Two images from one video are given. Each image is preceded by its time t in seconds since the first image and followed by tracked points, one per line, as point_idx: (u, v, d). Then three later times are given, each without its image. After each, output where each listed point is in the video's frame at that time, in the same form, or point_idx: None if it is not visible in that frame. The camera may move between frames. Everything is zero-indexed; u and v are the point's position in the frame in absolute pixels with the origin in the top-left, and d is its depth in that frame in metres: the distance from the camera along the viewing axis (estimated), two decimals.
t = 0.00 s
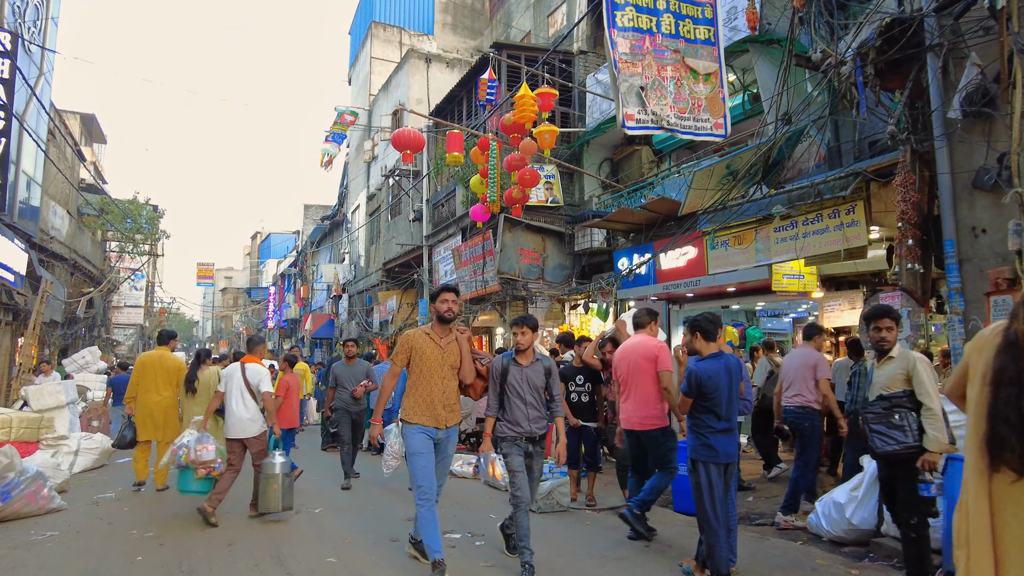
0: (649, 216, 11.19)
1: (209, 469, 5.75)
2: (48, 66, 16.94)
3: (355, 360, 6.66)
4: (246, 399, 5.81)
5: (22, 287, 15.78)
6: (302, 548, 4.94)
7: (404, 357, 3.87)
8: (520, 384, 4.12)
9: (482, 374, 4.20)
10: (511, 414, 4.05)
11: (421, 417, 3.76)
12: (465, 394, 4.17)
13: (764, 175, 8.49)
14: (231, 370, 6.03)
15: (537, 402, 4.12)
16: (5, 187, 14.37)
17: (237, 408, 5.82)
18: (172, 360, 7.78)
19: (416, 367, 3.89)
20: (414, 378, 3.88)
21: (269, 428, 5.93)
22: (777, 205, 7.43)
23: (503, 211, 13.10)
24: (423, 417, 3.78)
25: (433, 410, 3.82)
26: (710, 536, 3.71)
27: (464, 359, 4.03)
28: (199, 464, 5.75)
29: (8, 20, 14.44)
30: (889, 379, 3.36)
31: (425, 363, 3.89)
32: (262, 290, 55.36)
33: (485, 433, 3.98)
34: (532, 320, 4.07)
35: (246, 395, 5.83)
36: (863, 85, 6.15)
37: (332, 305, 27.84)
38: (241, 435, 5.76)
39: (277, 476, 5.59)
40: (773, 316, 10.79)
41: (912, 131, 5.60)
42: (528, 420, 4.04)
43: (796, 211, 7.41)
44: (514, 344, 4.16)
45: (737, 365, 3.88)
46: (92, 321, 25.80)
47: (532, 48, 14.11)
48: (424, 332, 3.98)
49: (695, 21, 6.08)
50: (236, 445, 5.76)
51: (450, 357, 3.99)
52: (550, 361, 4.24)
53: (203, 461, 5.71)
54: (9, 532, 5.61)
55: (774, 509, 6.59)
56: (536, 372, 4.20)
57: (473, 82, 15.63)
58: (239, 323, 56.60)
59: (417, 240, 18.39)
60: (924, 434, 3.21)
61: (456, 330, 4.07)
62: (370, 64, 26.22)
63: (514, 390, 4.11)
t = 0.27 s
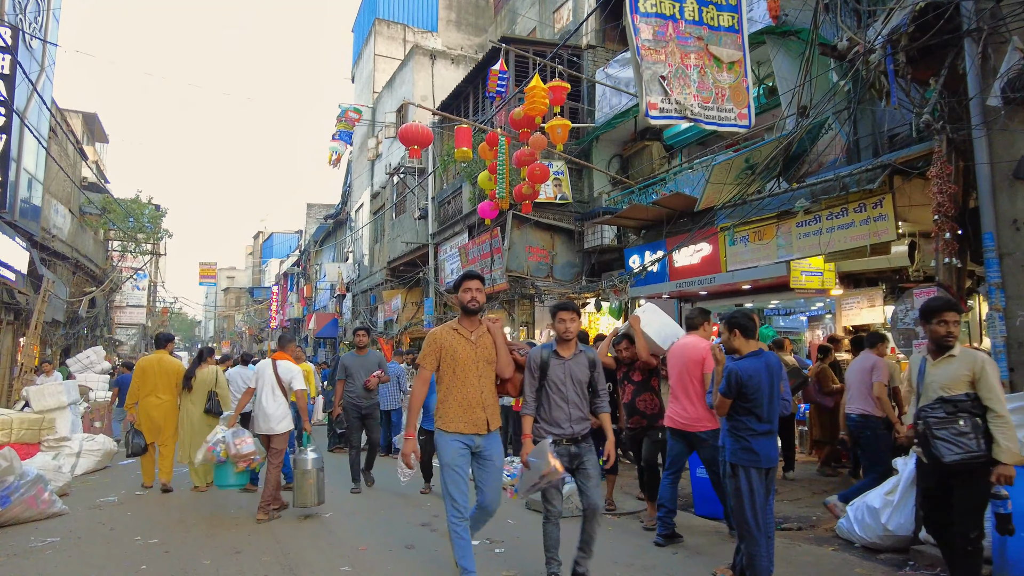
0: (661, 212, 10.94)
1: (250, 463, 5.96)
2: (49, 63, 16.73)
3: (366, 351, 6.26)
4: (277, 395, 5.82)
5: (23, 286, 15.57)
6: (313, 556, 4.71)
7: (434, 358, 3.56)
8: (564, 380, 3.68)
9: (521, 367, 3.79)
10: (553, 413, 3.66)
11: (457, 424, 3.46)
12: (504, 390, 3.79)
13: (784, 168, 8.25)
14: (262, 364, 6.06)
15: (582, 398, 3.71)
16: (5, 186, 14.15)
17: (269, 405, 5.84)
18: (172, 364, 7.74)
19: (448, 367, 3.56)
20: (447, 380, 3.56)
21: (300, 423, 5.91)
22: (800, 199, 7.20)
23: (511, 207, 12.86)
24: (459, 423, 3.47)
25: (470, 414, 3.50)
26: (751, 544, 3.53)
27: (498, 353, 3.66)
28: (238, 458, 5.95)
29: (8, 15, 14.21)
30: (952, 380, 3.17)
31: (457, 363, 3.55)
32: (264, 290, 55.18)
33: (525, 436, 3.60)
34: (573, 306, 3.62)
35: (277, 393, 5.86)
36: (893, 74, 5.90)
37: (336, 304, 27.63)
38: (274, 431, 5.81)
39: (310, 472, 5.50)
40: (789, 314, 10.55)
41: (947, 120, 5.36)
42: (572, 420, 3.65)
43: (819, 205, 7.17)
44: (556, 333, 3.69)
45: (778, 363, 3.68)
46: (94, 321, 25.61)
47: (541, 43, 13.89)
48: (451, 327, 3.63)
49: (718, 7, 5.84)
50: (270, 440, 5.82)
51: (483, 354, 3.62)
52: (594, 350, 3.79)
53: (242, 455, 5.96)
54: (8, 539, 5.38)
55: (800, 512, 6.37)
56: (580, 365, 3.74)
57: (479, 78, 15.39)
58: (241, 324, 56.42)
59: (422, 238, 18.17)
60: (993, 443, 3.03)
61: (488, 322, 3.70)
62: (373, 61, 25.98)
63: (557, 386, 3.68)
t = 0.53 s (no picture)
0: (677, 209, 10.72)
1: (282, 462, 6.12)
2: (52, 59, 16.53)
3: (384, 356, 5.95)
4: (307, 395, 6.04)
5: (26, 284, 15.38)
6: (330, 565, 4.47)
7: (482, 354, 2.98)
8: (640, 388, 3.25)
9: (574, 369, 3.20)
10: (627, 428, 3.24)
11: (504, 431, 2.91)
12: (554, 396, 3.17)
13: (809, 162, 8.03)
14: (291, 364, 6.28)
15: (658, 410, 3.29)
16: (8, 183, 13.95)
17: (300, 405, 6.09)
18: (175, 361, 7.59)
19: (494, 364, 3.01)
20: (498, 381, 2.99)
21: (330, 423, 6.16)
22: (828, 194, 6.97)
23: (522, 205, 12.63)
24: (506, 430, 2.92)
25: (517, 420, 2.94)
26: (804, 555, 3.31)
27: (550, 350, 3.10)
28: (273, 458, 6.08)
29: (11, 10, 14.01)
30: None
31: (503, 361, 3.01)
32: (267, 290, 55.01)
33: (597, 449, 3.07)
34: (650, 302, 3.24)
35: (306, 392, 6.08)
36: (932, 62, 5.65)
37: (341, 304, 27.43)
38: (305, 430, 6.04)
39: (338, 469, 5.71)
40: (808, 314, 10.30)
41: (993, 108, 5.11)
42: (647, 435, 3.23)
43: (849, 200, 6.92)
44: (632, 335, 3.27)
45: (830, 362, 3.48)
46: (97, 321, 25.42)
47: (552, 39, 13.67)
48: (497, 319, 3.08)
49: None
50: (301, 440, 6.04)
51: (536, 351, 3.07)
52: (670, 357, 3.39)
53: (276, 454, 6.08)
54: (9, 546, 5.15)
55: (831, 518, 6.14)
56: (656, 372, 3.31)
57: (489, 74, 15.17)
58: (244, 323, 56.30)
59: (430, 237, 17.94)
60: None
61: (539, 316, 3.16)
62: (379, 59, 25.78)
63: (631, 394, 3.24)
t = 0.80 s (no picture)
0: (690, 206, 10.50)
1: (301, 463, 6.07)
2: (52, 55, 16.29)
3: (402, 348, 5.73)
4: (332, 395, 5.99)
5: (24, 283, 15.13)
6: None
7: (549, 351, 2.53)
8: (736, 379, 2.69)
9: (652, 372, 2.73)
10: (720, 428, 2.66)
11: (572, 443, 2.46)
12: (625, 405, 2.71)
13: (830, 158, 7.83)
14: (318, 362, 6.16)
15: (756, 405, 2.73)
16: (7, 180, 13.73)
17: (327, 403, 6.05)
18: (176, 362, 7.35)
19: (561, 361, 2.55)
20: (566, 382, 2.51)
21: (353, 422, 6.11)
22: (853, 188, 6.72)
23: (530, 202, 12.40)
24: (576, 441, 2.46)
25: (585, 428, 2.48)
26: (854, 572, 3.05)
27: (624, 349, 2.63)
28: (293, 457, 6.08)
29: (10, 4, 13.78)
30: None
31: (570, 355, 2.54)
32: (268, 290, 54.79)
33: (679, 456, 2.56)
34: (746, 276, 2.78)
35: (334, 392, 6.01)
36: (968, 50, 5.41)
37: (343, 303, 27.21)
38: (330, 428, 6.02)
39: (355, 468, 5.74)
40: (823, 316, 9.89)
41: None
42: (746, 435, 2.68)
43: (875, 195, 6.67)
44: (724, 315, 2.75)
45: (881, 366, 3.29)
46: (97, 320, 25.19)
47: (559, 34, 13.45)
48: (565, 311, 2.63)
49: None
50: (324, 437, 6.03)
51: (609, 349, 2.60)
52: (766, 344, 2.83)
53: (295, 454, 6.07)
54: (2, 555, 4.91)
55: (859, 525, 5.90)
56: (751, 361, 2.75)
57: (495, 70, 14.94)
58: (245, 323, 56.11)
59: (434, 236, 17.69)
60: None
61: (609, 311, 2.69)
62: (381, 57, 25.57)
63: (726, 387, 2.68)
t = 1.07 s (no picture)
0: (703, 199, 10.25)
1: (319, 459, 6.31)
2: (49, 49, 16.01)
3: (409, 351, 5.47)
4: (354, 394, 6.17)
5: (21, 281, 14.89)
6: None
7: (618, 341, 2.08)
8: (861, 386, 2.41)
9: (748, 362, 2.22)
10: (845, 442, 2.39)
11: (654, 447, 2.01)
12: (712, 402, 2.20)
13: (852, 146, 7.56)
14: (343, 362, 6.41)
15: (885, 418, 2.43)
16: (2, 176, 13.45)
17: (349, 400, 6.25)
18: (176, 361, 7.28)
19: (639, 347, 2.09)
20: (646, 377, 2.06)
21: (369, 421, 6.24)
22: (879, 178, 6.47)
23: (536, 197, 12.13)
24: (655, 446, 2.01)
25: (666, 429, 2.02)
26: None
27: (714, 333, 2.17)
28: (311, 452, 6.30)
29: None
30: None
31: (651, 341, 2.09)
32: (268, 289, 54.52)
33: (784, 481, 2.35)
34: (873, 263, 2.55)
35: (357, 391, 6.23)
36: (1005, 31, 5.15)
37: (344, 302, 26.94)
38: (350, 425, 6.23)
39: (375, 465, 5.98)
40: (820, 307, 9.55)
41: None
42: (875, 456, 2.40)
43: (901, 185, 6.44)
44: (849, 310, 2.51)
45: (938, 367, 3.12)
46: (95, 320, 24.93)
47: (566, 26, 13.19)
48: (642, 286, 2.17)
49: None
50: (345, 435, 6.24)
51: (698, 332, 2.14)
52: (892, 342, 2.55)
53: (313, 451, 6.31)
54: None
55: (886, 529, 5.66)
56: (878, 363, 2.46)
57: (499, 63, 14.67)
58: (245, 323, 55.84)
59: (437, 233, 17.43)
60: None
61: (693, 287, 2.24)
62: (383, 52, 25.27)
63: (849, 396, 2.41)
